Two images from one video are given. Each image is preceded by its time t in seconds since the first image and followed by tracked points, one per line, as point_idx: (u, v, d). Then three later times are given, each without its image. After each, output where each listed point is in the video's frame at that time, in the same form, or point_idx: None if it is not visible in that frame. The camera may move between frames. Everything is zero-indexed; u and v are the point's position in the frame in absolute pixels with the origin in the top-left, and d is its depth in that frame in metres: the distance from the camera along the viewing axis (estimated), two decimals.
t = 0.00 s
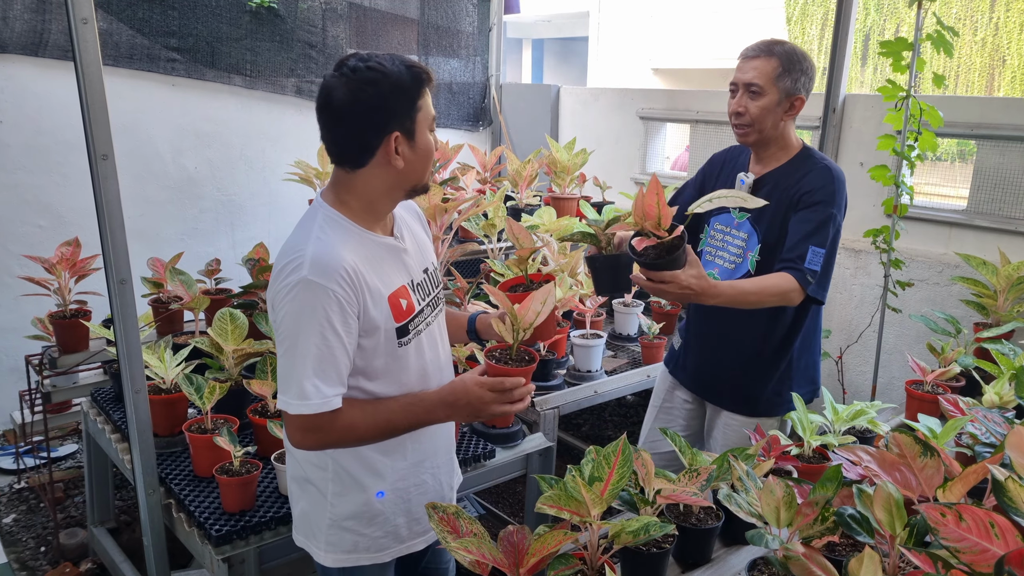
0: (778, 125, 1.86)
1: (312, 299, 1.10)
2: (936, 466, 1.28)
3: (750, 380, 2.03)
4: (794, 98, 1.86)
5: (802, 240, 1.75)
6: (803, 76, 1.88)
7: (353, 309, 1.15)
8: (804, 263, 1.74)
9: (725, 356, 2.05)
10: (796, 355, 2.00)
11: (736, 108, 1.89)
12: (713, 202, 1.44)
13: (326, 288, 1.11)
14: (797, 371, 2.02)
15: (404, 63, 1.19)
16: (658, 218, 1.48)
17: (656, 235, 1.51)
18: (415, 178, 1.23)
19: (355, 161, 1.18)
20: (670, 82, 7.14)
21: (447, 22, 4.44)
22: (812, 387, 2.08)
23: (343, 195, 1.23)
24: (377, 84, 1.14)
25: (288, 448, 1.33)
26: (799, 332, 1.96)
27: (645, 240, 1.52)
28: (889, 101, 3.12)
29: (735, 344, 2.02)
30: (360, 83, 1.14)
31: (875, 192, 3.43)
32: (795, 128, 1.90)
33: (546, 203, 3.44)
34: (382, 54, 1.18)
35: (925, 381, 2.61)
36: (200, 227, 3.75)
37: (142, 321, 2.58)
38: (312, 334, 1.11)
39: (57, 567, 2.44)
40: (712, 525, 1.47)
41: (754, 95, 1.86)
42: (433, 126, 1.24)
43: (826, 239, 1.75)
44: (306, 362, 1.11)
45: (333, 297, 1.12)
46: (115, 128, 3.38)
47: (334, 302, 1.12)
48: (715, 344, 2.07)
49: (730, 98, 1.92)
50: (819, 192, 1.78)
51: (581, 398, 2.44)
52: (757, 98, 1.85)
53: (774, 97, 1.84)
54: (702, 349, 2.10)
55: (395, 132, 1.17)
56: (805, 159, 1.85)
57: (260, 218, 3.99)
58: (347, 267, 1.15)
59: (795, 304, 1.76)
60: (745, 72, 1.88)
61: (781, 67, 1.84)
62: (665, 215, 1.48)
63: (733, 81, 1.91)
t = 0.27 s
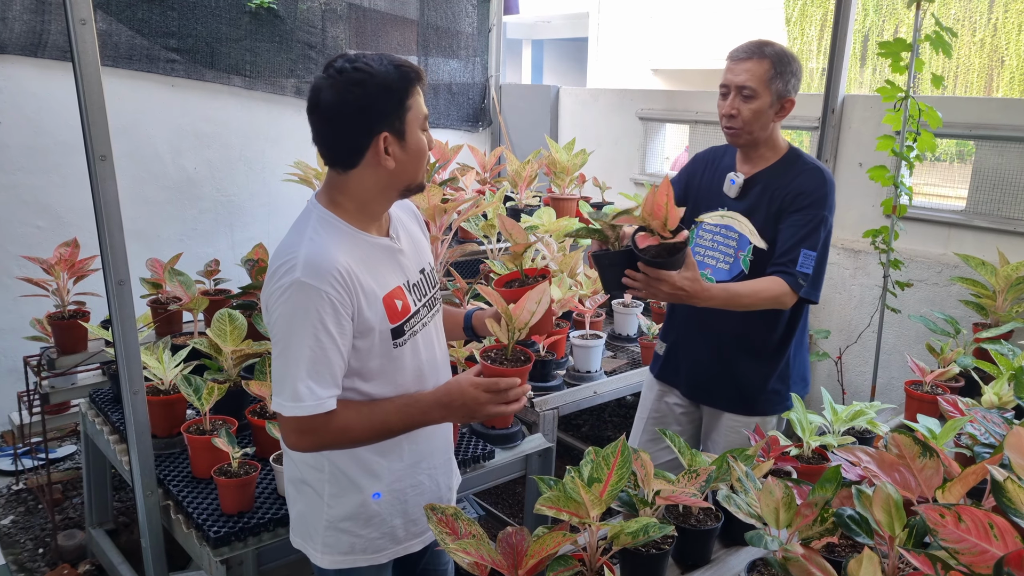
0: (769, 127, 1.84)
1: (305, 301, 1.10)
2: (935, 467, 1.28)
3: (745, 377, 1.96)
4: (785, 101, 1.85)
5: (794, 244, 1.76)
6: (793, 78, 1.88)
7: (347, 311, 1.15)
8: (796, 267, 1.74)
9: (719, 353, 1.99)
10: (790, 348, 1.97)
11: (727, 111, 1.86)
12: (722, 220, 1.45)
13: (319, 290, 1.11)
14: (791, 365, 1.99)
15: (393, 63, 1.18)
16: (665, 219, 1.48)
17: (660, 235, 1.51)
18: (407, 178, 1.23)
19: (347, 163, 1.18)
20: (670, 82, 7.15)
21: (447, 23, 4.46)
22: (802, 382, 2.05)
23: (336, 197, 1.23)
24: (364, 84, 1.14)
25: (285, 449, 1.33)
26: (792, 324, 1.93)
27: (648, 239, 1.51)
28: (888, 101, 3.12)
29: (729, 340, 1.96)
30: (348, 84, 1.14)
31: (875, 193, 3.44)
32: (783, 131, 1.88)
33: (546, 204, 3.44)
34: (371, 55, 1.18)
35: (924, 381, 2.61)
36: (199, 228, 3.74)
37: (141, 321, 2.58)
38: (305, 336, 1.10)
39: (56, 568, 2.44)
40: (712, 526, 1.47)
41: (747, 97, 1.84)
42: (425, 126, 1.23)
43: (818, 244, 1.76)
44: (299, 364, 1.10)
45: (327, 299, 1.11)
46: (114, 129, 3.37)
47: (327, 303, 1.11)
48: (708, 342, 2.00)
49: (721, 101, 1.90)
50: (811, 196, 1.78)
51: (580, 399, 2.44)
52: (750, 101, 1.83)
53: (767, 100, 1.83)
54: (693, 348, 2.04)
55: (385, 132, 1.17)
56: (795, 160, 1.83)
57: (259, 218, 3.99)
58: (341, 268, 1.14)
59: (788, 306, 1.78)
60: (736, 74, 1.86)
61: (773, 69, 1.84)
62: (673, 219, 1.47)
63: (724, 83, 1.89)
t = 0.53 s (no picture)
0: (749, 131, 1.84)
1: (297, 304, 1.10)
2: (933, 469, 1.28)
3: (727, 376, 1.91)
4: (763, 105, 1.86)
5: (780, 245, 1.76)
6: (770, 82, 1.89)
7: (339, 314, 1.14)
8: (783, 267, 1.75)
9: (700, 354, 1.91)
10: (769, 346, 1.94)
11: (709, 112, 1.83)
12: (728, 221, 1.46)
13: (310, 293, 1.11)
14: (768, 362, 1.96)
15: (382, 65, 1.18)
16: (675, 225, 1.48)
17: (666, 241, 1.50)
18: (399, 180, 1.23)
19: (338, 166, 1.18)
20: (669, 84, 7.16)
21: (446, 24, 4.48)
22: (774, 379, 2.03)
23: (329, 200, 1.23)
24: (352, 87, 1.14)
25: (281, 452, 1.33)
26: (768, 320, 1.91)
27: (655, 243, 1.50)
28: (886, 102, 3.12)
29: (711, 339, 1.89)
30: (336, 87, 1.14)
31: (873, 195, 3.44)
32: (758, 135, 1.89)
33: (545, 205, 3.44)
34: (359, 57, 1.18)
35: (923, 383, 2.61)
36: (198, 230, 3.74)
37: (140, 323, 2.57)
38: (297, 340, 1.10)
39: (53, 571, 2.44)
40: (710, 528, 1.47)
41: (729, 100, 1.82)
42: (416, 127, 1.23)
43: (802, 244, 1.77)
44: (291, 368, 1.10)
45: (318, 303, 1.11)
46: (113, 131, 3.37)
47: (319, 307, 1.11)
48: (688, 345, 1.92)
49: (701, 102, 1.88)
50: (790, 197, 1.77)
51: (579, 401, 2.43)
52: (731, 103, 1.82)
53: (747, 103, 1.83)
54: (671, 350, 1.95)
55: (374, 134, 1.16)
56: (769, 162, 1.83)
57: (258, 220, 3.99)
58: (333, 272, 1.14)
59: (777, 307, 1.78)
60: (719, 76, 1.84)
61: (754, 72, 1.84)
62: (683, 226, 1.46)
63: (704, 85, 1.87)
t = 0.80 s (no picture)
0: (727, 132, 1.85)
1: (289, 306, 1.10)
2: (930, 470, 1.28)
3: (716, 377, 1.90)
4: (740, 106, 1.87)
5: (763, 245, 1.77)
6: (747, 84, 1.90)
7: (331, 316, 1.14)
8: (766, 267, 1.76)
9: (688, 357, 1.91)
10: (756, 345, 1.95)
11: (688, 113, 1.83)
12: (717, 220, 1.47)
13: (301, 295, 1.11)
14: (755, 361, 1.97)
15: (370, 65, 1.18)
16: (664, 219, 1.45)
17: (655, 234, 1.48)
18: (391, 181, 1.23)
19: (329, 168, 1.18)
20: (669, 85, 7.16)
21: (445, 25, 4.49)
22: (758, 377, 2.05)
23: (321, 202, 1.23)
24: (340, 89, 1.14)
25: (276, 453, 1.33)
26: (753, 320, 1.91)
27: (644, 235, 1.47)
28: (884, 103, 3.12)
29: (699, 342, 1.88)
30: (324, 89, 1.14)
31: (871, 195, 3.44)
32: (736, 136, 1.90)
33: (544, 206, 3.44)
34: (347, 59, 1.18)
35: (921, 383, 2.61)
36: (197, 231, 3.74)
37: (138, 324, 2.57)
38: (289, 342, 1.10)
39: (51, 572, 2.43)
40: (707, 529, 1.47)
41: (708, 101, 1.82)
42: (406, 128, 1.23)
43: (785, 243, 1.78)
44: (283, 370, 1.10)
45: (310, 305, 1.11)
46: (111, 132, 3.37)
47: (311, 309, 1.11)
48: (676, 349, 1.91)
49: (679, 104, 1.87)
50: (771, 196, 1.78)
51: (577, 402, 2.43)
52: (710, 104, 1.82)
53: (725, 104, 1.83)
54: (660, 355, 1.94)
55: (364, 136, 1.17)
56: (748, 163, 1.83)
57: (256, 221, 3.99)
58: (324, 274, 1.14)
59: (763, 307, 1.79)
60: (697, 77, 1.84)
61: (732, 73, 1.84)
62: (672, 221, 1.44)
63: (682, 86, 1.87)
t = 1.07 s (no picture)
0: (716, 132, 1.84)
1: (281, 304, 1.10)
2: (928, 470, 1.28)
3: (710, 377, 1.90)
4: (730, 105, 1.87)
5: (752, 241, 1.76)
6: (738, 83, 1.88)
7: (324, 314, 1.14)
8: (755, 265, 1.75)
9: (681, 358, 1.91)
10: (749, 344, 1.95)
11: (678, 113, 1.82)
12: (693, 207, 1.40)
13: (293, 293, 1.10)
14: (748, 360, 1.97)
15: (365, 63, 1.18)
16: (640, 201, 1.46)
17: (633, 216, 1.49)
18: (385, 179, 1.23)
19: (323, 165, 1.18)
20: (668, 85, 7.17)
21: (444, 25, 4.50)
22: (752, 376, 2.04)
23: (315, 199, 1.23)
24: (334, 86, 1.14)
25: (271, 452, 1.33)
26: (746, 319, 1.91)
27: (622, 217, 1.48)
28: (883, 103, 3.12)
29: (692, 342, 1.88)
30: (318, 86, 1.14)
31: (870, 195, 3.44)
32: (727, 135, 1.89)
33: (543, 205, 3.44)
34: (342, 56, 1.18)
35: (920, 384, 2.61)
36: (196, 230, 3.74)
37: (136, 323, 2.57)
38: (281, 340, 1.10)
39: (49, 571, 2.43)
40: (705, 528, 1.47)
41: (698, 101, 1.81)
42: (402, 126, 1.23)
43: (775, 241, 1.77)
44: (275, 368, 1.10)
45: (302, 303, 1.11)
46: (110, 131, 3.37)
47: (303, 307, 1.11)
48: (669, 349, 1.91)
49: (670, 104, 1.86)
50: (762, 192, 1.78)
51: (575, 402, 2.43)
52: (701, 104, 1.81)
53: (715, 104, 1.82)
54: (653, 355, 1.94)
55: (357, 133, 1.16)
56: (739, 162, 1.84)
57: (256, 221, 3.99)
58: (317, 272, 1.14)
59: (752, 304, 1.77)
60: (686, 77, 1.83)
61: (722, 73, 1.83)
62: (647, 201, 1.45)
63: (672, 86, 1.86)
